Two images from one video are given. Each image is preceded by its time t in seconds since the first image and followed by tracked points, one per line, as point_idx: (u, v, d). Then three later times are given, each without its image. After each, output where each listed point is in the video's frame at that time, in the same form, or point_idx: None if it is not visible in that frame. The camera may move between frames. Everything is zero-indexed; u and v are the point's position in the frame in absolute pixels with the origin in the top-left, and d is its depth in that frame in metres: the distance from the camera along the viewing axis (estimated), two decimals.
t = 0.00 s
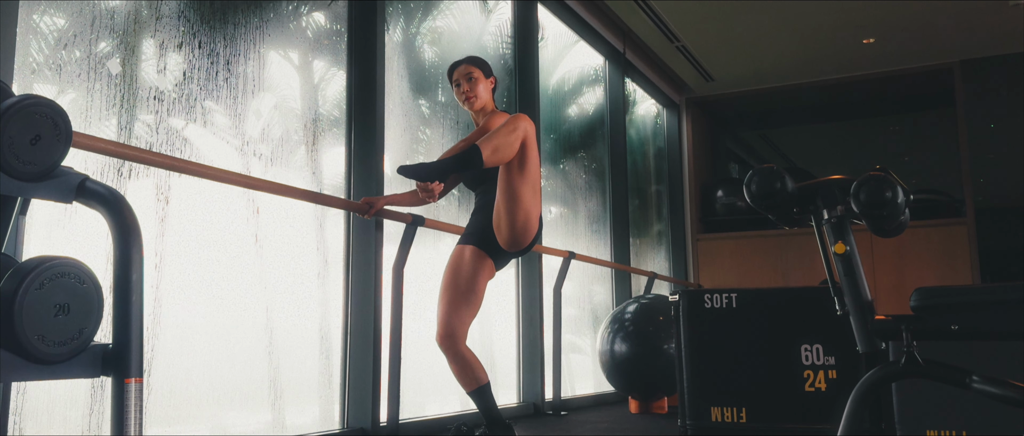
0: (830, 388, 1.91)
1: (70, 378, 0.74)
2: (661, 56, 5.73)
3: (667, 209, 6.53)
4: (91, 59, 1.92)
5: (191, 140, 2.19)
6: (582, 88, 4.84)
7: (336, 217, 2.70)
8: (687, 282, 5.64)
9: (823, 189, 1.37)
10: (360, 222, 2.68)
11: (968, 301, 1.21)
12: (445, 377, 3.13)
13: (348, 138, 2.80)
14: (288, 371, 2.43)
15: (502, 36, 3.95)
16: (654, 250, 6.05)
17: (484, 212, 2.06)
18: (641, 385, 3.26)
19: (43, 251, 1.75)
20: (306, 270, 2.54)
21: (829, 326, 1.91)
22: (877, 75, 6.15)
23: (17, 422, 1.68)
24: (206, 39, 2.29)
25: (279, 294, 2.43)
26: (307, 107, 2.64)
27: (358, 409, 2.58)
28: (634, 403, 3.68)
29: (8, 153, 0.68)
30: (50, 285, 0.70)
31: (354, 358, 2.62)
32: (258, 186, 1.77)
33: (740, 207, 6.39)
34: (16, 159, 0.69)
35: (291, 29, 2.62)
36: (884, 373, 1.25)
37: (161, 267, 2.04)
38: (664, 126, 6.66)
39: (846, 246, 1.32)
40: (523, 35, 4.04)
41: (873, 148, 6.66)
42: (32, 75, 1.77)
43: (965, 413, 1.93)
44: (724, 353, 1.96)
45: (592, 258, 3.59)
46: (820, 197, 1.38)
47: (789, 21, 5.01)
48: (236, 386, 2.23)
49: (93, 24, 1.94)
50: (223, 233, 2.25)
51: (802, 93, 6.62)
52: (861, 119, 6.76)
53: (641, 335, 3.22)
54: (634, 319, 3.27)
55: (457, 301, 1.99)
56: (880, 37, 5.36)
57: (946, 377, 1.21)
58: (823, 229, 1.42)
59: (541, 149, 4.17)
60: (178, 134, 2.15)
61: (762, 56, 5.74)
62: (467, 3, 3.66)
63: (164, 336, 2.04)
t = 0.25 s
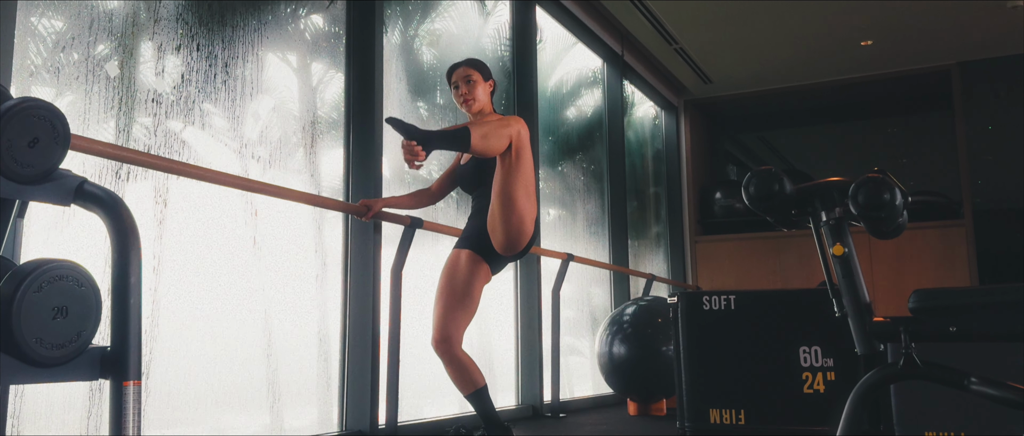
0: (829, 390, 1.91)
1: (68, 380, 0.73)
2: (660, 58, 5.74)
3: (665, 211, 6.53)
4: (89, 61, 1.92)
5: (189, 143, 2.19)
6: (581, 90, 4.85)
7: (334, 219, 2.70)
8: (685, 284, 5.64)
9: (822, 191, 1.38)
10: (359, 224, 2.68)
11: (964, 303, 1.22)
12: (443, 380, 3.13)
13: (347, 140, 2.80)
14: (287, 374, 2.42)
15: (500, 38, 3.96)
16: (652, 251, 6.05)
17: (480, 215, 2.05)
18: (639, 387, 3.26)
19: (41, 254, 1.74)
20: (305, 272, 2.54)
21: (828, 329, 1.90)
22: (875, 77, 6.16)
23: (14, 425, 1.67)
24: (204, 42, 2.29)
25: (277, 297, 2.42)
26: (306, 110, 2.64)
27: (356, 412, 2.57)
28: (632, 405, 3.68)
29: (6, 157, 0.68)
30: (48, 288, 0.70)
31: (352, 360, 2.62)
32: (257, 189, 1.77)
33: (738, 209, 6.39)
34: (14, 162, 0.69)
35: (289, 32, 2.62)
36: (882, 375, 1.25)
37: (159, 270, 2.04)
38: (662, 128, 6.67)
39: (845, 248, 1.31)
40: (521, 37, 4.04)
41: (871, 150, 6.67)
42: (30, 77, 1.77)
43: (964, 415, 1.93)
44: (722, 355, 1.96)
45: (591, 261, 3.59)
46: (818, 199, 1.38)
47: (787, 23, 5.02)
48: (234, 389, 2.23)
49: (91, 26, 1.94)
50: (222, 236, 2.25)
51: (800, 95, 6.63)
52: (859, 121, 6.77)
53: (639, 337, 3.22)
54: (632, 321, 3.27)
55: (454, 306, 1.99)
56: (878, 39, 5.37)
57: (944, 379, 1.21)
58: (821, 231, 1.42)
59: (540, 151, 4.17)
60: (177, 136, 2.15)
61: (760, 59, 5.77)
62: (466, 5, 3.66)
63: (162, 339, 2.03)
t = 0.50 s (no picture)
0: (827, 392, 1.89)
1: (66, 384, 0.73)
2: (658, 60, 5.75)
3: (663, 213, 6.54)
4: (87, 64, 1.92)
5: (187, 145, 2.19)
6: (579, 92, 4.86)
7: (333, 221, 2.70)
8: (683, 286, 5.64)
9: (821, 193, 1.38)
10: (357, 226, 2.68)
11: (965, 304, 1.19)
12: (442, 383, 3.12)
13: (345, 143, 2.80)
14: (285, 377, 2.42)
15: (499, 41, 3.96)
16: (651, 253, 6.05)
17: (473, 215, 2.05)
18: (638, 389, 3.26)
19: (39, 257, 1.74)
20: (303, 274, 2.53)
21: (826, 331, 1.89)
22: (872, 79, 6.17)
23: (13, 428, 1.67)
24: (202, 44, 2.29)
25: (276, 299, 2.42)
26: (304, 112, 2.64)
27: (355, 415, 2.57)
28: (631, 407, 3.68)
29: (5, 159, 0.68)
30: (47, 292, 0.70)
31: (350, 363, 2.61)
32: (255, 191, 1.76)
33: (736, 211, 6.40)
34: (12, 165, 0.68)
35: (288, 34, 2.62)
36: (880, 377, 1.25)
37: (157, 272, 2.04)
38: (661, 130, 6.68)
39: (843, 250, 1.32)
40: (519, 39, 4.05)
41: (869, 152, 6.68)
42: (28, 80, 1.77)
43: (963, 418, 1.93)
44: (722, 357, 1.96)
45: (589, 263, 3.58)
46: (816, 201, 1.38)
47: (785, 25, 5.03)
48: (233, 392, 2.23)
49: (89, 29, 1.94)
50: (220, 238, 2.25)
51: (798, 97, 6.65)
52: (857, 123, 6.79)
53: (637, 339, 3.22)
54: (630, 323, 3.27)
55: (448, 310, 1.98)
56: (876, 41, 5.38)
57: (942, 381, 1.21)
58: (819, 232, 1.42)
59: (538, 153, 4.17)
60: (175, 138, 2.15)
61: (758, 61, 5.78)
62: (464, 8, 3.67)
63: (160, 341, 2.03)
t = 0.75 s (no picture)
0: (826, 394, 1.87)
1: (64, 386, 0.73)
2: (657, 62, 5.75)
3: (662, 214, 6.54)
4: (86, 66, 1.92)
5: (186, 147, 2.19)
6: (578, 94, 4.86)
7: (332, 223, 2.70)
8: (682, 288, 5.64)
9: (818, 194, 1.38)
10: (356, 229, 2.68)
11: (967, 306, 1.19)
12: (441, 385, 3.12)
13: (344, 145, 2.80)
14: (284, 379, 2.42)
15: (497, 43, 3.96)
16: (649, 255, 6.05)
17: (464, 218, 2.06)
18: (636, 390, 3.26)
19: (37, 259, 1.74)
20: (302, 277, 2.53)
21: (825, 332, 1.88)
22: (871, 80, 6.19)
23: (10, 430, 1.67)
24: (200, 47, 2.29)
25: (274, 301, 2.42)
26: (303, 114, 2.64)
27: (353, 418, 2.56)
28: (630, 409, 3.67)
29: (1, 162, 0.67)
30: (44, 294, 0.70)
31: (349, 365, 2.61)
32: (252, 193, 1.76)
33: (735, 212, 6.40)
34: (9, 167, 0.68)
35: (286, 36, 2.62)
36: (879, 379, 1.25)
37: (155, 274, 2.03)
38: (659, 132, 6.69)
39: (842, 251, 1.32)
40: (518, 40, 4.05)
41: (867, 153, 6.69)
42: (26, 82, 1.77)
43: (961, 420, 1.93)
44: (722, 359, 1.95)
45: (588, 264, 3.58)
46: (814, 202, 1.38)
47: (783, 27, 5.04)
48: (231, 393, 2.23)
49: (88, 31, 1.94)
50: (219, 240, 2.24)
51: (796, 99, 6.66)
52: (855, 124, 6.79)
53: (637, 341, 3.22)
54: (630, 325, 3.27)
55: (440, 315, 1.98)
56: (874, 43, 5.39)
57: (941, 382, 1.21)
58: (818, 233, 1.42)
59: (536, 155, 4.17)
60: (173, 140, 2.15)
61: (757, 63, 5.79)
62: (463, 9, 3.67)
63: (159, 343, 2.03)
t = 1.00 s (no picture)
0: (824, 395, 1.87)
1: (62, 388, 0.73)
2: (655, 64, 5.76)
3: (661, 216, 6.55)
4: (84, 68, 1.92)
5: (184, 149, 2.19)
6: (576, 95, 4.87)
7: (330, 225, 2.70)
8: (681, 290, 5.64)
9: (817, 196, 1.38)
10: (354, 230, 2.68)
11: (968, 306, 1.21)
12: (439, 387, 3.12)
13: (342, 146, 2.79)
14: (282, 380, 2.42)
15: (496, 45, 3.97)
16: (648, 256, 6.05)
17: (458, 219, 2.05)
18: (635, 392, 3.26)
19: (35, 261, 1.74)
20: (300, 278, 2.53)
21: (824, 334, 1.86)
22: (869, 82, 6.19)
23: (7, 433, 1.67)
24: (199, 48, 2.29)
25: (273, 303, 2.42)
26: (301, 116, 2.64)
27: (352, 420, 2.55)
28: (629, 411, 3.67)
29: None
30: (43, 296, 0.69)
31: (348, 366, 2.61)
32: (251, 195, 1.76)
33: (733, 214, 6.40)
34: (8, 169, 0.68)
35: (284, 38, 2.62)
36: (879, 380, 1.25)
37: (153, 276, 2.03)
38: (658, 134, 6.70)
39: (840, 253, 1.32)
40: (516, 42, 4.05)
41: (865, 155, 6.69)
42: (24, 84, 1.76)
43: (959, 421, 1.94)
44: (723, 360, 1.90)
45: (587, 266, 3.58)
46: (813, 204, 1.39)
47: (782, 29, 5.05)
48: (230, 395, 2.22)
49: (86, 33, 1.94)
50: (217, 242, 2.24)
51: (794, 100, 6.66)
52: (853, 126, 6.80)
53: (635, 342, 3.22)
54: (628, 327, 3.27)
55: (435, 319, 1.98)
56: (872, 44, 5.40)
57: (940, 383, 1.21)
58: (817, 235, 1.42)
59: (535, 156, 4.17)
60: (171, 142, 2.15)
61: (755, 65, 5.79)
62: (461, 11, 3.67)
63: (157, 345, 2.03)
